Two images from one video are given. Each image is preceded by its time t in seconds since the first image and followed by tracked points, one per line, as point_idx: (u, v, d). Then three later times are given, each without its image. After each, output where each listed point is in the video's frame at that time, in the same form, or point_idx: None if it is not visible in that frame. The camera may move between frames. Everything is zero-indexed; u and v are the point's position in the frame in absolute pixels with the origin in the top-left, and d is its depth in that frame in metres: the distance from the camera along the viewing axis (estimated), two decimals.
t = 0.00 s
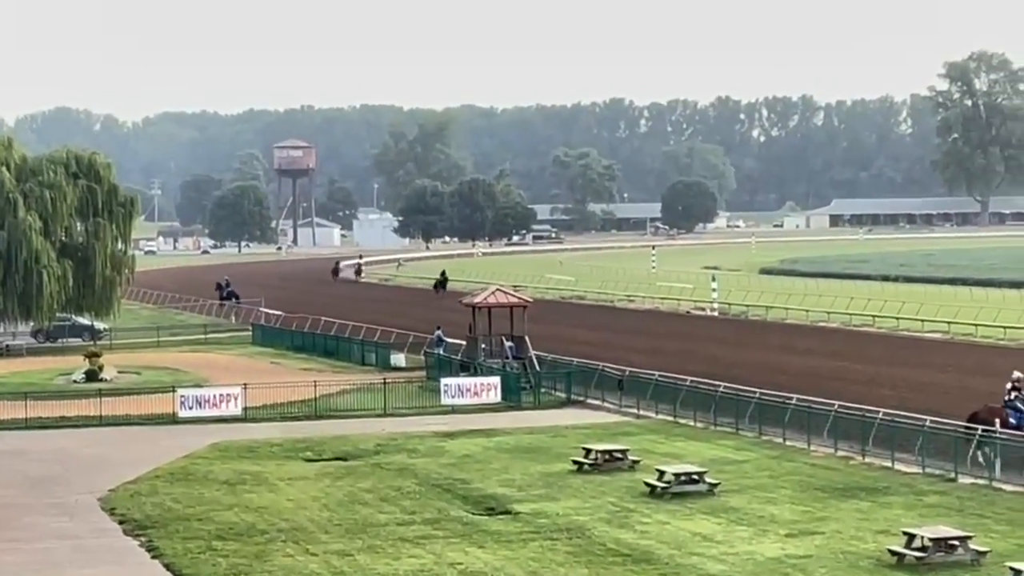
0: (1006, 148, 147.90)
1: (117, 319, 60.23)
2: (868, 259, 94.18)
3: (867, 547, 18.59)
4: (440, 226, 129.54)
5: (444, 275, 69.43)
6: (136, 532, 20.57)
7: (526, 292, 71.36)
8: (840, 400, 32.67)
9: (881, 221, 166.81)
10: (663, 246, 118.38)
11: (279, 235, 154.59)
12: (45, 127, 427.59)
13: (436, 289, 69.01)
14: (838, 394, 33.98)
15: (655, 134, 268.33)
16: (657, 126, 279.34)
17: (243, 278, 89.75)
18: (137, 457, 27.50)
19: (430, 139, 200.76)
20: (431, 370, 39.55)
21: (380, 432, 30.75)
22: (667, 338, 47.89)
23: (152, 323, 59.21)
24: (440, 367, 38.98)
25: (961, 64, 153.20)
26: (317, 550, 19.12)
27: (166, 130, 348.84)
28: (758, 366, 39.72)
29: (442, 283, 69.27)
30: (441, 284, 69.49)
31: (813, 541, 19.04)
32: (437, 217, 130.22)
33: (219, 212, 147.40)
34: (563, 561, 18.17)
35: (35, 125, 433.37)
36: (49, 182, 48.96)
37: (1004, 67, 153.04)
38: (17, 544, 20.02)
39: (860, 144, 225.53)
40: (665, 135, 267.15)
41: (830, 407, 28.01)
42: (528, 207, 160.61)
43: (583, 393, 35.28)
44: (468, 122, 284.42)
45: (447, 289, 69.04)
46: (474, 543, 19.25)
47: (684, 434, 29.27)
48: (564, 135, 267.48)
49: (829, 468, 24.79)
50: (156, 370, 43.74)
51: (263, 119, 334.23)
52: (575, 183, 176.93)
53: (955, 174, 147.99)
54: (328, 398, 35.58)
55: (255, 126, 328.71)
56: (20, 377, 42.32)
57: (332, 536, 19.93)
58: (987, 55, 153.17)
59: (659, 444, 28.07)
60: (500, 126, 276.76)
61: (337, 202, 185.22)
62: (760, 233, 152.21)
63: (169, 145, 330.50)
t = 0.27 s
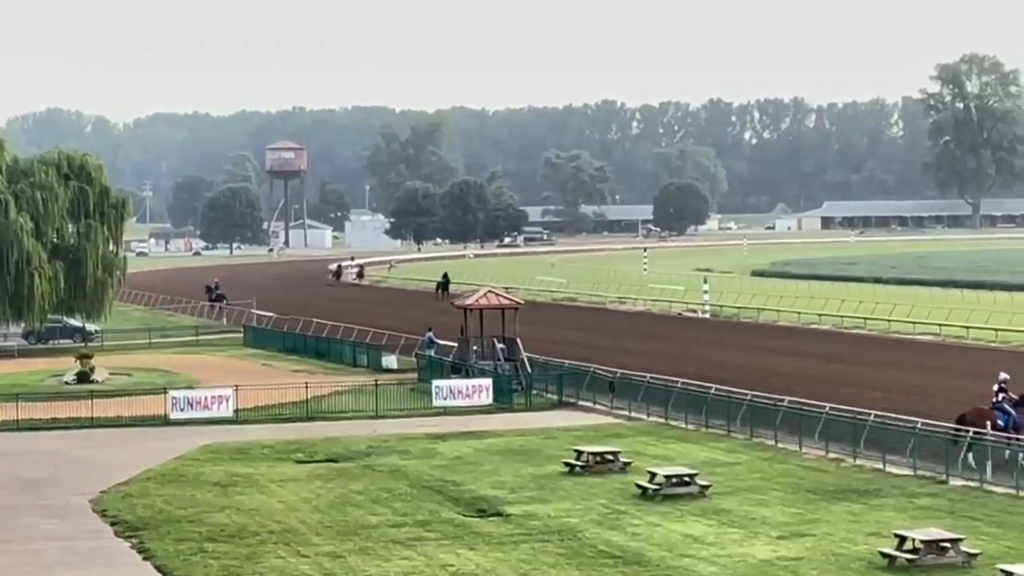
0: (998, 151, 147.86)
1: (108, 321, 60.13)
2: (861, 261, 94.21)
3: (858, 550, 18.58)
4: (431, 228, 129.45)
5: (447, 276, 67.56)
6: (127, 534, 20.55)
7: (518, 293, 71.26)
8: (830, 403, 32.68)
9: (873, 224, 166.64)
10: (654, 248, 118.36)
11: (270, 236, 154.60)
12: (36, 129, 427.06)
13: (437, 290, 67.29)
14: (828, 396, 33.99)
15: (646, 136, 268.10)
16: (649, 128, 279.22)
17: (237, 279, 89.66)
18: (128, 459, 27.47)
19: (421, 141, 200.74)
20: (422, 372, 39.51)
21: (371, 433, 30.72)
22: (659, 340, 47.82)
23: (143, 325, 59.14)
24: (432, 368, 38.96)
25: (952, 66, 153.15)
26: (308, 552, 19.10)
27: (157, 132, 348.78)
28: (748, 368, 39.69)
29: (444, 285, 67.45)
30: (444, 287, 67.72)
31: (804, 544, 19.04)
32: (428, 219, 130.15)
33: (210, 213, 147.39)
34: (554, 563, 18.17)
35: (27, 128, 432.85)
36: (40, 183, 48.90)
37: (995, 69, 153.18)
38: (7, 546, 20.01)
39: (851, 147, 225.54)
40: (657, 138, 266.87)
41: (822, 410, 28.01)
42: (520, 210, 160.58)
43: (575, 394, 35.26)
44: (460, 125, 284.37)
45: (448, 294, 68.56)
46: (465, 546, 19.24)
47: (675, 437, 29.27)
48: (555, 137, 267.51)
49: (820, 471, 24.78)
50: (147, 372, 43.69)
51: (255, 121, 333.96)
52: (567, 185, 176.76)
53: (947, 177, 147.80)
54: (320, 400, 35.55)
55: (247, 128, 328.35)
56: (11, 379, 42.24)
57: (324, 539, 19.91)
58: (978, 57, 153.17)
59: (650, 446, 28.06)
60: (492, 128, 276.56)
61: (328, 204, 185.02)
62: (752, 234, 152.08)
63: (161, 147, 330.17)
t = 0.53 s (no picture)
0: (988, 153, 147.84)
1: (99, 323, 60.08)
2: (852, 262, 94.24)
3: (848, 551, 18.61)
4: (423, 230, 129.42)
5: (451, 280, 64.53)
6: (117, 536, 20.54)
7: (509, 296, 71.26)
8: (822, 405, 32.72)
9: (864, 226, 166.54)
10: (646, 250, 118.42)
11: (261, 238, 154.56)
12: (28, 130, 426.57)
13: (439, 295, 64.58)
14: (818, 398, 34.03)
15: (637, 138, 268.06)
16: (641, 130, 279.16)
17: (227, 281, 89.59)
18: (119, 460, 27.46)
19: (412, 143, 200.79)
20: (413, 373, 39.49)
21: (361, 435, 30.73)
22: (650, 342, 47.87)
23: (134, 326, 59.06)
24: (422, 370, 38.96)
25: (943, 68, 153.12)
26: (298, 554, 19.10)
27: (148, 133, 348.54)
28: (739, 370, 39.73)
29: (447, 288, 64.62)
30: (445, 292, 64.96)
31: (795, 545, 19.06)
32: (419, 220, 130.20)
33: (201, 214, 147.35)
34: (545, 565, 18.18)
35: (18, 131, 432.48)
36: (30, 184, 48.84)
37: (986, 72, 153.24)
38: None
39: (842, 149, 225.64)
40: (648, 139, 266.77)
41: (812, 412, 28.03)
42: (512, 212, 160.56)
43: (566, 396, 35.27)
44: (452, 127, 284.30)
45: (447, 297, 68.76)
46: (456, 547, 19.24)
47: (666, 438, 29.29)
48: (546, 139, 267.55)
49: (810, 472, 24.81)
50: (138, 373, 43.63)
51: (246, 122, 333.76)
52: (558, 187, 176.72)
53: (937, 179, 147.75)
54: (310, 402, 35.54)
55: (238, 129, 328.14)
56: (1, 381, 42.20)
57: (315, 540, 19.91)
58: (969, 59, 153.28)
59: (641, 448, 28.07)
60: (483, 130, 276.49)
61: (320, 205, 184.94)
62: (743, 237, 152.11)
63: (152, 149, 329.92)
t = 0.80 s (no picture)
0: (978, 155, 148.00)
1: (89, 324, 60.00)
2: (843, 263, 94.32)
3: (839, 552, 18.62)
4: (413, 231, 129.53)
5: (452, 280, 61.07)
6: (107, 537, 20.52)
7: (500, 297, 71.21)
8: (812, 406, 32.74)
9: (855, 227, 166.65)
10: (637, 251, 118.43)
11: (251, 239, 154.57)
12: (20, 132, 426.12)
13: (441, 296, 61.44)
14: (809, 399, 34.05)
15: (628, 139, 268.17)
16: (632, 131, 279.24)
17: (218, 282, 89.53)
18: (109, 462, 27.44)
19: (402, 144, 200.90)
20: (404, 375, 39.47)
21: (351, 436, 30.71)
22: (641, 344, 47.80)
23: (124, 328, 58.97)
24: (413, 372, 38.94)
25: (933, 70, 153.22)
26: (289, 555, 19.10)
27: (139, 134, 348.38)
28: (727, 371, 39.76)
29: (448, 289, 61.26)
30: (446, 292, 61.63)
31: (786, 547, 19.06)
32: (410, 222, 130.30)
33: (191, 215, 147.40)
34: (535, 566, 18.18)
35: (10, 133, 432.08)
36: (21, 185, 48.80)
37: (976, 73, 153.37)
38: None
39: (832, 151, 225.85)
40: (639, 141, 266.79)
41: (803, 413, 28.03)
42: (502, 214, 160.46)
43: (557, 397, 35.27)
44: (442, 128, 284.37)
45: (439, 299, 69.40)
46: (446, 549, 19.25)
47: (656, 439, 29.29)
48: (537, 140, 267.57)
49: (800, 473, 24.84)
50: (128, 375, 43.58)
51: (237, 123, 333.65)
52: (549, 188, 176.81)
53: (927, 180, 147.93)
54: (301, 403, 35.53)
55: (229, 130, 328.00)
56: None
57: (305, 542, 19.91)
58: (959, 61, 153.43)
59: (631, 449, 28.07)
60: (474, 131, 276.56)
61: (310, 206, 184.94)
62: (733, 238, 152.23)
63: (143, 150, 329.75)
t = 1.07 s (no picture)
0: (968, 155, 148.18)
1: (78, 324, 59.93)
2: (833, 265, 94.34)
3: (828, 554, 18.62)
4: (403, 232, 129.55)
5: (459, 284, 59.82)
6: (97, 539, 20.50)
7: (489, 297, 71.17)
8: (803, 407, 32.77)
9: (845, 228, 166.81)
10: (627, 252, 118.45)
11: (242, 240, 154.40)
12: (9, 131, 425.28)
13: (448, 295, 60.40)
14: (799, 400, 34.08)
15: (618, 141, 268.23)
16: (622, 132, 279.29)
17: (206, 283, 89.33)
18: (98, 463, 27.40)
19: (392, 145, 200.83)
20: (394, 376, 39.45)
21: (341, 438, 30.69)
22: (630, 345, 47.85)
23: (112, 329, 58.90)
24: (403, 373, 38.87)
25: (923, 71, 153.36)
26: (279, 556, 19.10)
27: (129, 135, 348.06)
28: (716, 372, 39.84)
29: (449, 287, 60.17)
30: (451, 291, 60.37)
31: (775, 548, 19.06)
32: (400, 222, 130.28)
33: (180, 216, 147.18)
34: (526, 567, 18.18)
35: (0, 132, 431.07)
36: (10, 186, 48.75)
37: (966, 74, 153.60)
38: None
39: (822, 152, 225.99)
40: (629, 142, 266.83)
41: (792, 414, 28.03)
42: (493, 215, 160.33)
43: (547, 398, 35.27)
44: (432, 129, 284.30)
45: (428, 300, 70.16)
46: (437, 550, 19.23)
47: (646, 441, 29.28)
48: (527, 140, 267.57)
49: (791, 474, 24.83)
50: (117, 375, 43.59)
51: (227, 124, 333.35)
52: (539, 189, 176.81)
53: (917, 181, 148.07)
54: (291, 404, 35.50)
55: (218, 131, 327.75)
56: None
57: (295, 543, 19.90)
58: (949, 62, 153.54)
59: (621, 450, 28.08)
60: (464, 132, 276.58)
61: (300, 207, 184.79)
62: (723, 239, 152.26)
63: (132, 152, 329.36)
